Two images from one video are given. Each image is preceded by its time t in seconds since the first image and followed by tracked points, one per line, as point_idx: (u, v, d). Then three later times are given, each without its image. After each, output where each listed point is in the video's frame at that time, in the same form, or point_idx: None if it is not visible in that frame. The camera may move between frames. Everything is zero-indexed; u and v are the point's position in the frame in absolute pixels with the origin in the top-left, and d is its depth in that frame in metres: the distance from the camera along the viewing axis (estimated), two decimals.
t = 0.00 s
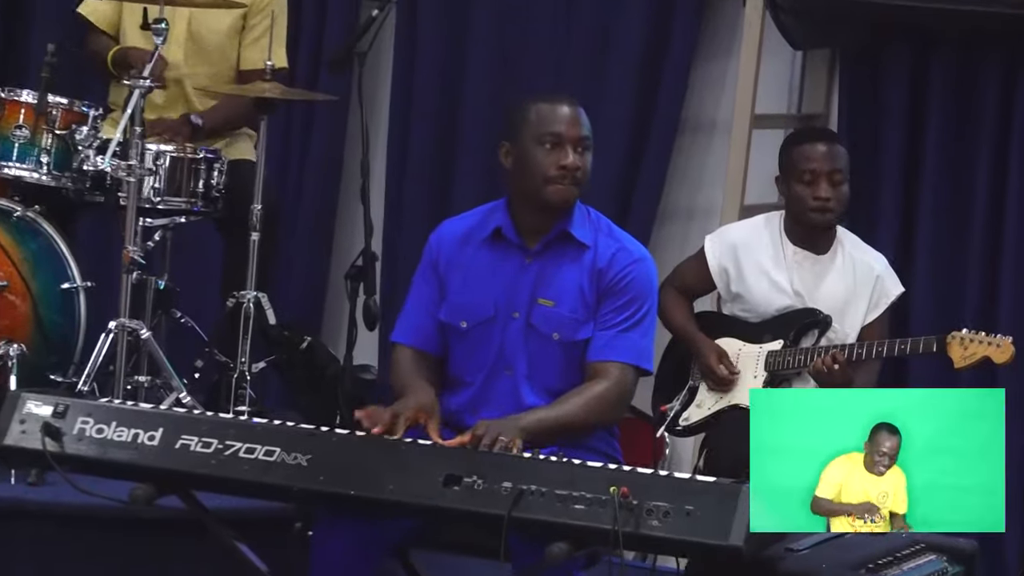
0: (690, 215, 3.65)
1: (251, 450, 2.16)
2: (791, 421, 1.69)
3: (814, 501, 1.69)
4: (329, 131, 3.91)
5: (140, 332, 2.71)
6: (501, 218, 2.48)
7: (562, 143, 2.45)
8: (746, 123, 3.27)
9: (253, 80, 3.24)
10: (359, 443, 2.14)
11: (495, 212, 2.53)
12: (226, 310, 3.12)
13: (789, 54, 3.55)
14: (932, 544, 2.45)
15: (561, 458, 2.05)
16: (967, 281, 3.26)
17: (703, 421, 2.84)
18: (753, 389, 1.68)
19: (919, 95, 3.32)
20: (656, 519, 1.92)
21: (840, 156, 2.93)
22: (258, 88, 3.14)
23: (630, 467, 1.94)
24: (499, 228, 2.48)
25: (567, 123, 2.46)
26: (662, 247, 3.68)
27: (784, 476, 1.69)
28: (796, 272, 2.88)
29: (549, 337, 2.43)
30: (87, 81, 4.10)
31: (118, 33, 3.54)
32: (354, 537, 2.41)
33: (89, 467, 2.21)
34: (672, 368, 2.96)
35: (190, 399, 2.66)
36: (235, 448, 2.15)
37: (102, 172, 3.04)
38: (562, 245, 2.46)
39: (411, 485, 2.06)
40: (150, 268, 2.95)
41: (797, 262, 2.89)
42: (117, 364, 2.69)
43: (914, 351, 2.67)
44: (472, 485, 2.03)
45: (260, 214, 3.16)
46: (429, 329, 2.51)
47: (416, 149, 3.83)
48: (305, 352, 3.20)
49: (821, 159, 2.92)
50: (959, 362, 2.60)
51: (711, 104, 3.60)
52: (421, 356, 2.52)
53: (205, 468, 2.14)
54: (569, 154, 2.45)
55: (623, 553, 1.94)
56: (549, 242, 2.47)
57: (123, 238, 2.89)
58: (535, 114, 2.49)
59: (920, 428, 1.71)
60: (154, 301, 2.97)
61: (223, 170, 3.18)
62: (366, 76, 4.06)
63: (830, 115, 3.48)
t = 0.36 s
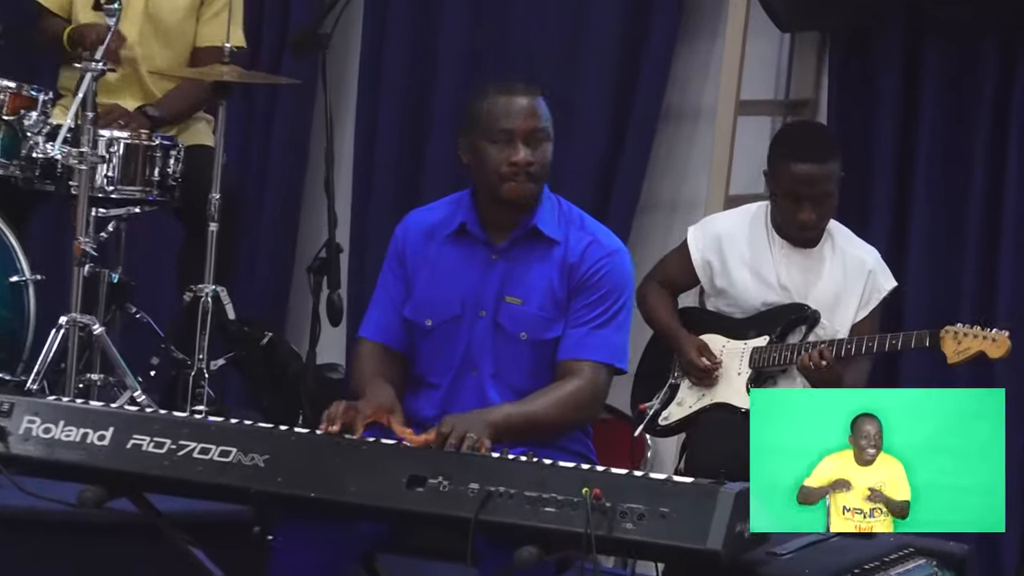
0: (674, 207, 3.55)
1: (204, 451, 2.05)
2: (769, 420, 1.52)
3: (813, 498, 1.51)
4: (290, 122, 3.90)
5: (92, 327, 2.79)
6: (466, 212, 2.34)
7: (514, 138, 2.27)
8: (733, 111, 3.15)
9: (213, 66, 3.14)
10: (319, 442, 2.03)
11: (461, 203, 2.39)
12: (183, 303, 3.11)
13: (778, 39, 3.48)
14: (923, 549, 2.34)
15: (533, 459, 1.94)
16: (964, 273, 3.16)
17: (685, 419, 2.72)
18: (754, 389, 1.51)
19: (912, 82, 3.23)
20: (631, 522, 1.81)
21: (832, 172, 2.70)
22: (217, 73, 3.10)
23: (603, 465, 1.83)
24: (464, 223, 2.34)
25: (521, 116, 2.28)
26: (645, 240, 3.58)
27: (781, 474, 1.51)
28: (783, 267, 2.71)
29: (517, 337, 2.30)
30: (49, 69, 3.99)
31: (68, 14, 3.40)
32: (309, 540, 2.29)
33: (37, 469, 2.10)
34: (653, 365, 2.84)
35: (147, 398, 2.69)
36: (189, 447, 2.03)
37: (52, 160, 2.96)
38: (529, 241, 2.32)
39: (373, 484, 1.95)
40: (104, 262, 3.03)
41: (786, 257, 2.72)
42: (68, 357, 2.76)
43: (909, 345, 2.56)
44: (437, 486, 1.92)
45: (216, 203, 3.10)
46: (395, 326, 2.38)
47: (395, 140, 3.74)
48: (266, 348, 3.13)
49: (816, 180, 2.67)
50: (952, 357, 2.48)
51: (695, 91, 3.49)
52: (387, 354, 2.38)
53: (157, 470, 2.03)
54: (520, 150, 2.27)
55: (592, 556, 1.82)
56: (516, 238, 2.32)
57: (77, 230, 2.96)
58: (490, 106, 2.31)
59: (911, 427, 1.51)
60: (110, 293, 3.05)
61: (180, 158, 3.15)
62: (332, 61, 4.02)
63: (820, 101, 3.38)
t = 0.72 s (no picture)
0: (658, 195, 3.44)
1: (160, 450, 1.93)
2: (761, 425, 1.50)
3: (814, 512, 1.49)
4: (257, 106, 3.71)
5: (44, 323, 2.81)
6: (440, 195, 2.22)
7: (463, 111, 2.19)
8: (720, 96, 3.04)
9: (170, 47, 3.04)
10: (279, 443, 1.90)
11: (434, 189, 2.26)
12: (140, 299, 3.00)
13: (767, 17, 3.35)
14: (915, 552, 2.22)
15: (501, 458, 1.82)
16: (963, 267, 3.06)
17: (668, 420, 2.61)
18: (754, 390, 1.49)
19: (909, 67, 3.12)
20: (607, 524, 1.72)
21: (821, 157, 2.59)
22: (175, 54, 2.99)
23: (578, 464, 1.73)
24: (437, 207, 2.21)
25: (470, 88, 2.19)
26: (630, 229, 3.47)
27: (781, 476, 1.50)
28: (772, 259, 2.60)
29: (494, 329, 2.18)
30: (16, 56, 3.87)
31: None
32: (273, 539, 2.17)
33: None
34: (636, 361, 2.72)
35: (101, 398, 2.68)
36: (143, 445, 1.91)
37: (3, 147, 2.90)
38: (506, 227, 2.20)
39: (338, 485, 1.84)
40: (56, 255, 3.02)
41: (777, 246, 2.61)
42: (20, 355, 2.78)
43: (897, 341, 2.42)
44: (404, 487, 1.81)
45: (175, 192, 3.02)
46: (364, 319, 2.25)
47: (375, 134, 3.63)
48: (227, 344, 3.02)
49: (802, 165, 2.57)
50: (943, 354, 2.36)
51: (681, 72, 3.38)
52: (359, 351, 2.25)
53: (110, 470, 1.91)
54: (469, 122, 2.18)
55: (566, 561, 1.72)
56: (492, 223, 2.20)
57: (30, 221, 2.92)
58: (445, 81, 2.23)
59: (907, 427, 1.49)
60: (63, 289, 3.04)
61: (137, 144, 3.06)
62: (301, 37, 3.85)
63: (811, 85, 3.30)
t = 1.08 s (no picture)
0: (643, 184, 3.36)
1: (114, 449, 1.78)
2: (761, 424, 1.44)
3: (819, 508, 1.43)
4: (220, 96, 3.59)
5: None
6: (407, 181, 2.13)
7: (440, 97, 2.09)
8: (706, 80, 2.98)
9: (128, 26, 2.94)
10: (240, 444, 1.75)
11: (403, 173, 2.16)
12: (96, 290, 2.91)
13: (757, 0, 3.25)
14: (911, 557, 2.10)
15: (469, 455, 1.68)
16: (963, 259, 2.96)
17: (650, 420, 2.52)
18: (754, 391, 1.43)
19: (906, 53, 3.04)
20: (584, 526, 1.58)
21: (811, 139, 2.48)
22: (134, 34, 2.91)
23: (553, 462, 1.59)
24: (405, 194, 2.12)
25: (448, 74, 2.09)
26: (613, 219, 3.39)
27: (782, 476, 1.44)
28: (757, 248, 2.50)
29: (464, 322, 2.08)
30: None
31: None
32: (231, 539, 2.07)
33: None
34: (623, 354, 2.62)
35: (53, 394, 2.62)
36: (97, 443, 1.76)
37: None
38: (477, 214, 2.10)
39: (303, 487, 1.69)
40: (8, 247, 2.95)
41: (762, 235, 2.51)
42: None
43: (888, 331, 2.33)
44: (370, 487, 1.67)
45: (132, 179, 2.94)
46: (326, 309, 2.15)
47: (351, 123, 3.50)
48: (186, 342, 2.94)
49: (791, 147, 2.47)
50: (940, 345, 2.26)
51: (666, 58, 3.32)
52: (319, 341, 2.16)
53: (60, 472, 1.75)
54: (445, 109, 2.09)
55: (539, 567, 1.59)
56: (462, 210, 2.11)
57: None
58: (420, 63, 2.12)
59: (910, 426, 1.42)
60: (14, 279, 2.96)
61: (92, 128, 2.94)
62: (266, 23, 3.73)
63: (804, 68, 3.17)
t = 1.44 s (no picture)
0: (630, 174, 3.28)
1: (67, 448, 1.66)
2: (762, 423, 1.35)
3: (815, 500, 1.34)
4: (186, 84, 3.51)
5: None
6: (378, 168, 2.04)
7: (415, 79, 2.00)
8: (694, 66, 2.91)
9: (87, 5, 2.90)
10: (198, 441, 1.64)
11: (372, 160, 2.08)
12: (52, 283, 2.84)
13: None
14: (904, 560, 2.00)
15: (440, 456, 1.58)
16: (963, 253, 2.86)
17: (633, 419, 2.42)
18: (754, 390, 1.34)
19: (903, 38, 2.93)
20: (560, 529, 1.48)
21: (805, 127, 2.37)
22: (93, 14, 2.85)
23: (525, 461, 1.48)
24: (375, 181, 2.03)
25: (423, 56, 2.00)
26: (598, 211, 3.30)
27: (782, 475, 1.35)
28: (749, 239, 2.41)
29: (438, 315, 1.99)
30: None
31: None
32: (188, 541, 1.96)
33: None
34: (608, 351, 2.52)
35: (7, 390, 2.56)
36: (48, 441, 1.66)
37: None
38: (451, 203, 2.02)
39: (261, 487, 1.59)
40: None
41: (753, 226, 2.41)
42: None
43: (889, 327, 2.23)
44: (337, 489, 1.56)
45: (91, 167, 2.89)
46: (293, 302, 2.05)
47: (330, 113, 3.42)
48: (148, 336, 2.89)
49: (784, 136, 2.36)
50: (944, 342, 2.17)
51: (653, 43, 3.24)
52: (286, 336, 2.06)
53: (8, 471, 1.65)
54: (421, 91, 2.00)
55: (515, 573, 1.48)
56: (436, 197, 2.02)
57: None
58: (393, 42, 2.03)
59: (912, 424, 1.33)
60: None
61: (50, 115, 2.88)
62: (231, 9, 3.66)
63: (799, 51, 3.08)
